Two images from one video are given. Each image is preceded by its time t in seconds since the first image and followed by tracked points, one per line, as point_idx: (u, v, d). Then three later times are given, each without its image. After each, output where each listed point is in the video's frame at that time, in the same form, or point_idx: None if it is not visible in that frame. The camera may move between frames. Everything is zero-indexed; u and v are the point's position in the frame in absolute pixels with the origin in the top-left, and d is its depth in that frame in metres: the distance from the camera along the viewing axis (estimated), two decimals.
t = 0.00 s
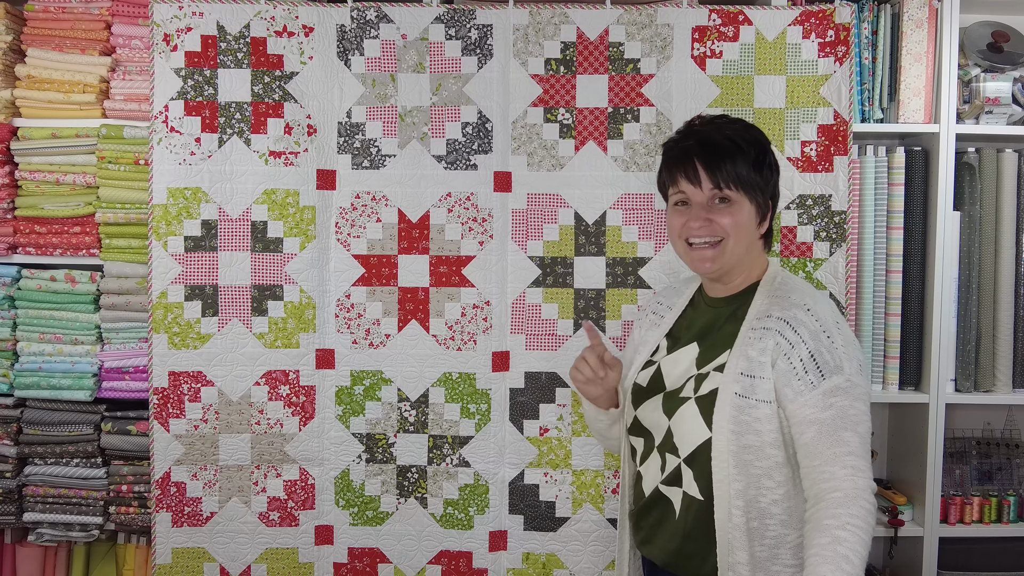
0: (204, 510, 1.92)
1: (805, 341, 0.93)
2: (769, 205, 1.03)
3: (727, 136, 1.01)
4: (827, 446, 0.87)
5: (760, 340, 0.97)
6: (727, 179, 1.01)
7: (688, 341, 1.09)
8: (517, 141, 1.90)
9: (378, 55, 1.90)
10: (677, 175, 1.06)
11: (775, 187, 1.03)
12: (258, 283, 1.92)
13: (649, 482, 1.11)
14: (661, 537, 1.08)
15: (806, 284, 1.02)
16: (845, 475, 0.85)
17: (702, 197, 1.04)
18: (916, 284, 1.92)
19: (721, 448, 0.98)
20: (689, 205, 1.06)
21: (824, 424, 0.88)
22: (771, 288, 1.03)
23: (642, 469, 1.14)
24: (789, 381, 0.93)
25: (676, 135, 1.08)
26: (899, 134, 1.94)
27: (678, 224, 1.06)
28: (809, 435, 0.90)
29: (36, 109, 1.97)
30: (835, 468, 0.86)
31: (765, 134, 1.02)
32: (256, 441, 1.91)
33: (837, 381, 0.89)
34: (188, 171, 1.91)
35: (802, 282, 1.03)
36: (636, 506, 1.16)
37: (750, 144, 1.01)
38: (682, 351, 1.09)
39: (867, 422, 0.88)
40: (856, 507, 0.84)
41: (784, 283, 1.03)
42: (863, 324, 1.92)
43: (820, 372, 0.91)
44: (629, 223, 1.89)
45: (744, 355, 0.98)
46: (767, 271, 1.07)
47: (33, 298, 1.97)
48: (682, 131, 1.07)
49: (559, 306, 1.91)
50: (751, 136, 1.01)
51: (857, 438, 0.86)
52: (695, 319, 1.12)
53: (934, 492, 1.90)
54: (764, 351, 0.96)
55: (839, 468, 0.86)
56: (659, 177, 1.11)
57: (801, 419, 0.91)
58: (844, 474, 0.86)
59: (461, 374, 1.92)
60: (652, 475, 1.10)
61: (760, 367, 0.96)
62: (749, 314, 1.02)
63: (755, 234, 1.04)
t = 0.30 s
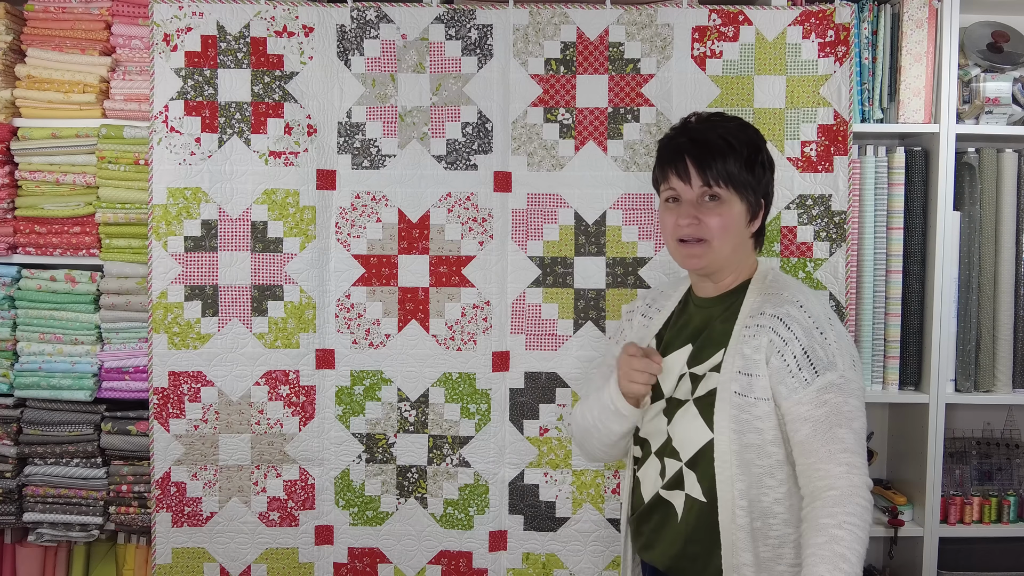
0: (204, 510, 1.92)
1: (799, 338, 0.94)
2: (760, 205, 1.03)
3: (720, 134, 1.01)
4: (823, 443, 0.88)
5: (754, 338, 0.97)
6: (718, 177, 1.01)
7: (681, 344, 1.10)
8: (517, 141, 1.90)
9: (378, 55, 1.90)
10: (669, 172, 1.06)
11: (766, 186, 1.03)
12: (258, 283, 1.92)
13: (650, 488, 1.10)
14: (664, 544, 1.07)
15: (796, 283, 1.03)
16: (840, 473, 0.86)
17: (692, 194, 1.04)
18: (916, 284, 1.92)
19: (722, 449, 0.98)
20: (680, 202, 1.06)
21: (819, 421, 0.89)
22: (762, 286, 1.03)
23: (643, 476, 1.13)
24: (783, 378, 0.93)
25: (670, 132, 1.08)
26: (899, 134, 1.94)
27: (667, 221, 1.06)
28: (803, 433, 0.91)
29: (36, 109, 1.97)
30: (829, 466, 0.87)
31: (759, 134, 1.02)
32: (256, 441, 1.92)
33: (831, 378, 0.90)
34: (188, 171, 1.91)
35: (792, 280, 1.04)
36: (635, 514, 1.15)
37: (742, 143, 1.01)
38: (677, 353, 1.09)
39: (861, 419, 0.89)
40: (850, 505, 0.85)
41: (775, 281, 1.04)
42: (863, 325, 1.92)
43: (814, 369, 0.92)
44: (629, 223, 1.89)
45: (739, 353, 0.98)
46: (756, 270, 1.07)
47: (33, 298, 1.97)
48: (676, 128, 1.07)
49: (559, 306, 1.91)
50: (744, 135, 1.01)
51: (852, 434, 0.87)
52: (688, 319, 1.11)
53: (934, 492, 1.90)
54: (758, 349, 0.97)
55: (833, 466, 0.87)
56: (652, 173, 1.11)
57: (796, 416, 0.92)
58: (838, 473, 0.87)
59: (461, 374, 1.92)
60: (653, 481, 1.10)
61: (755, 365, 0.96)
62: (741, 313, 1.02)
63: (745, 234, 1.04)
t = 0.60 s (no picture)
0: (204, 510, 1.92)
1: (802, 339, 0.95)
2: (747, 202, 1.03)
3: (703, 134, 1.02)
4: (828, 445, 0.90)
5: (757, 340, 0.98)
6: (705, 176, 1.01)
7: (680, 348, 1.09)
8: (517, 141, 1.90)
9: (378, 55, 1.90)
10: (654, 176, 1.06)
11: (753, 183, 1.03)
12: (258, 283, 1.92)
13: (652, 496, 1.09)
14: (670, 552, 1.06)
15: (792, 282, 1.04)
16: (845, 477, 0.88)
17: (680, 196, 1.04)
18: (916, 283, 1.92)
19: (730, 454, 0.98)
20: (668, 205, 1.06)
21: (825, 424, 0.91)
22: (760, 287, 1.04)
23: (644, 483, 1.12)
24: (788, 380, 0.94)
25: (652, 136, 1.08)
26: (899, 134, 1.94)
27: (657, 225, 1.06)
28: (808, 436, 0.92)
29: (36, 109, 1.97)
30: (835, 469, 0.89)
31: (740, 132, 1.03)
32: (256, 441, 1.92)
33: (836, 379, 0.92)
34: (188, 171, 1.91)
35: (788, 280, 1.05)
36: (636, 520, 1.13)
37: (725, 140, 1.01)
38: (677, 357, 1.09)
39: (865, 420, 0.91)
40: (854, 508, 0.87)
41: (772, 282, 1.04)
42: (863, 326, 1.92)
43: (819, 371, 0.93)
44: (629, 223, 1.89)
45: (743, 356, 0.98)
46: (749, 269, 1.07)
47: (33, 298, 1.97)
48: (658, 132, 1.07)
49: (558, 306, 1.91)
50: (726, 133, 1.02)
51: (856, 436, 0.89)
52: (685, 320, 1.11)
53: (934, 491, 1.90)
54: (762, 351, 0.97)
55: (838, 469, 0.89)
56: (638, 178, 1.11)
57: (801, 419, 0.93)
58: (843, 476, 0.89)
59: (461, 374, 1.92)
60: (656, 488, 1.09)
61: (759, 367, 0.97)
62: (740, 315, 1.02)
63: (735, 233, 1.04)
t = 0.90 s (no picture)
0: (204, 510, 1.92)
1: (791, 343, 0.94)
2: (744, 202, 1.03)
3: (701, 134, 1.01)
4: (827, 450, 0.90)
5: (744, 343, 0.98)
6: (702, 177, 1.01)
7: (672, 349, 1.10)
8: (517, 141, 1.90)
9: (378, 55, 1.90)
10: (652, 175, 1.06)
11: (750, 184, 1.03)
12: (258, 283, 1.92)
13: (642, 498, 1.10)
14: (661, 553, 1.06)
15: (783, 282, 1.04)
16: (848, 478, 0.88)
17: (678, 196, 1.04)
18: (916, 283, 1.92)
19: (715, 458, 0.98)
20: (665, 205, 1.06)
21: (823, 429, 0.90)
22: (751, 288, 1.04)
23: (636, 484, 1.13)
24: (780, 387, 0.94)
25: (649, 135, 1.08)
26: (898, 134, 1.94)
27: (654, 225, 1.06)
28: (807, 443, 0.91)
29: (36, 109, 1.97)
30: (839, 474, 0.89)
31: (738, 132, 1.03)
32: (256, 441, 1.92)
33: (829, 383, 0.91)
34: (188, 171, 1.91)
35: (780, 280, 1.05)
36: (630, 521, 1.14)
37: (723, 141, 1.01)
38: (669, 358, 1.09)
39: (863, 421, 0.90)
40: (857, 507, 0.87)
41: (763, 281, 1.04)
42: (863, 326, 1.92)
43: (811, 376, 0.92)
44: (629, 223, 1.89)
45: (729, 359, 0.99)
46: (744, 269, 1.08)
47: (33, 298, 1.97)
48: (656, 131, 1.07)
49: (559, 306, 1.91)
50: (724, 133, 1.02)
51: (856, 439, 0.89)
52: (682, 322, 1.11)
53: (934, 490, 1.89)
54: (749, 355, 0.97)
55: (841, 472, 0.88)
56: (635, 177, 1.11)
57: (797, 427, 0.92)
58: (845, 478, 0.88)
59: (461, 374, 1.92)
60: (645, 490, 1.09)
61: (747, 370, 0.97)
62: (729, 316, 1.02)
63: (732, 234, 1.04)
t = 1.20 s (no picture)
0: (204, 510, 1.92)
1: (781, 344, 0.93)
2: (747, 202, 1.02)
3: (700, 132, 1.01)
4: (817, 452, 0.87)
5: (734, 344, 0.96)
6: (697, 175, 1.01)
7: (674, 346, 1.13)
8: (517, 141, 1.90)
9: (378, 55, 1.90)
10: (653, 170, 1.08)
11: (753, 183, 1.01)
12: (258, 283, 1.92)
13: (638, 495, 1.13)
14: (651, 550, 1.09)
15: (783, 283, 1.01)
16: (838, 480, 0.86)
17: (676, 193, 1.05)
18: (916, 282, 1.92)
19: (698, 459, 0.98)
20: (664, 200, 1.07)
21: (811, 430, 0.88)
22: (751, 288, 1.01)
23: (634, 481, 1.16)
24: (768, 387, 0.92)
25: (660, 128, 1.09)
26: (898, 134, 1.94)
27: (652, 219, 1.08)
28: (796, 443, 0.89)
29: (36, 109, 1.97)
30: (827, 475, 0.86)
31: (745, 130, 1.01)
32: (256, 441, 1.91)
33: (818, 384, 0.89)
34: (188, 171, 1.91)
35: (782, 281, 1.02)
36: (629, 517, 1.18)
37: (724, 139, 1.00)
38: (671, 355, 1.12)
39: (855, 424, 0.88)
40: (847, 510, 0.84)
41: (766, 281, 1.01)
42: (863, 326, 1.91)
43: (800, 376, 0.90)
44: (629, 223, 1.89)
45: (720, 359, 0.97)
46: (745, 269, 1.06)
47: (33, 298, 1.97)
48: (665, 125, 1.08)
49: (559, 306, 1.91)
50: (726, 132, 1.00)
51: (846, 442, 0.87)
52: (686, 324, 1.12)
53: (935, 492, 1.90)
54: (739, 356, 0.95)
55: (831, 473, 0.86)
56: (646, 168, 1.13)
57: (786, 427, 0.90)
58: (835, 480, 0.86)
59: (461, 374, 1.92)
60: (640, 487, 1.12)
61: (736, 371, 0.95)
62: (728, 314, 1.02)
63: (729, 233, 1.03)
